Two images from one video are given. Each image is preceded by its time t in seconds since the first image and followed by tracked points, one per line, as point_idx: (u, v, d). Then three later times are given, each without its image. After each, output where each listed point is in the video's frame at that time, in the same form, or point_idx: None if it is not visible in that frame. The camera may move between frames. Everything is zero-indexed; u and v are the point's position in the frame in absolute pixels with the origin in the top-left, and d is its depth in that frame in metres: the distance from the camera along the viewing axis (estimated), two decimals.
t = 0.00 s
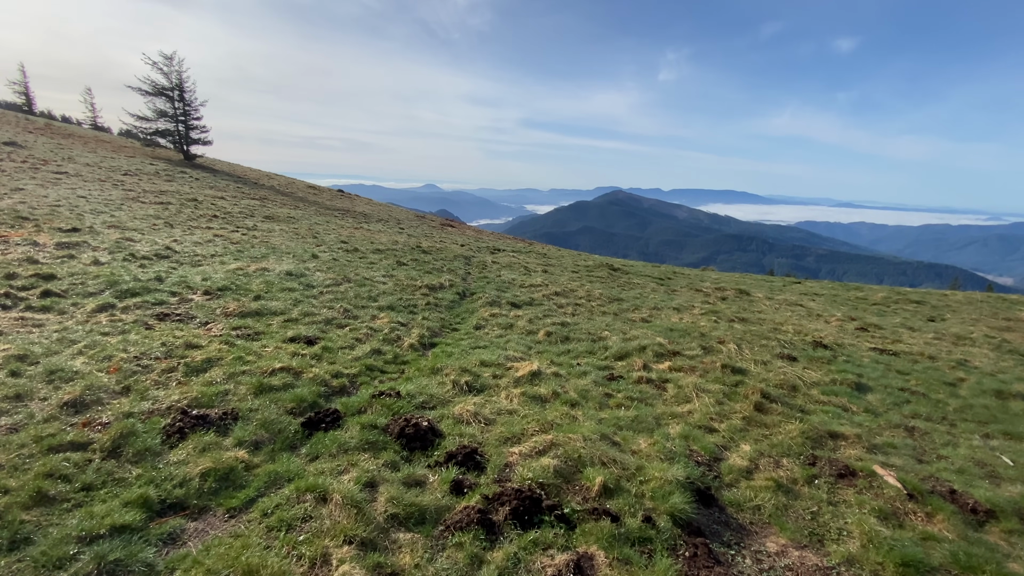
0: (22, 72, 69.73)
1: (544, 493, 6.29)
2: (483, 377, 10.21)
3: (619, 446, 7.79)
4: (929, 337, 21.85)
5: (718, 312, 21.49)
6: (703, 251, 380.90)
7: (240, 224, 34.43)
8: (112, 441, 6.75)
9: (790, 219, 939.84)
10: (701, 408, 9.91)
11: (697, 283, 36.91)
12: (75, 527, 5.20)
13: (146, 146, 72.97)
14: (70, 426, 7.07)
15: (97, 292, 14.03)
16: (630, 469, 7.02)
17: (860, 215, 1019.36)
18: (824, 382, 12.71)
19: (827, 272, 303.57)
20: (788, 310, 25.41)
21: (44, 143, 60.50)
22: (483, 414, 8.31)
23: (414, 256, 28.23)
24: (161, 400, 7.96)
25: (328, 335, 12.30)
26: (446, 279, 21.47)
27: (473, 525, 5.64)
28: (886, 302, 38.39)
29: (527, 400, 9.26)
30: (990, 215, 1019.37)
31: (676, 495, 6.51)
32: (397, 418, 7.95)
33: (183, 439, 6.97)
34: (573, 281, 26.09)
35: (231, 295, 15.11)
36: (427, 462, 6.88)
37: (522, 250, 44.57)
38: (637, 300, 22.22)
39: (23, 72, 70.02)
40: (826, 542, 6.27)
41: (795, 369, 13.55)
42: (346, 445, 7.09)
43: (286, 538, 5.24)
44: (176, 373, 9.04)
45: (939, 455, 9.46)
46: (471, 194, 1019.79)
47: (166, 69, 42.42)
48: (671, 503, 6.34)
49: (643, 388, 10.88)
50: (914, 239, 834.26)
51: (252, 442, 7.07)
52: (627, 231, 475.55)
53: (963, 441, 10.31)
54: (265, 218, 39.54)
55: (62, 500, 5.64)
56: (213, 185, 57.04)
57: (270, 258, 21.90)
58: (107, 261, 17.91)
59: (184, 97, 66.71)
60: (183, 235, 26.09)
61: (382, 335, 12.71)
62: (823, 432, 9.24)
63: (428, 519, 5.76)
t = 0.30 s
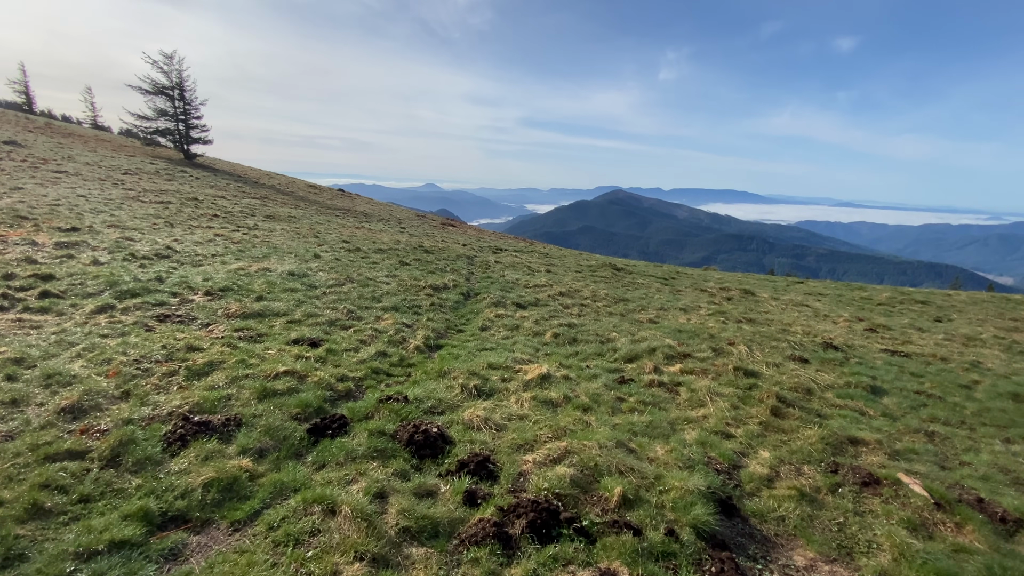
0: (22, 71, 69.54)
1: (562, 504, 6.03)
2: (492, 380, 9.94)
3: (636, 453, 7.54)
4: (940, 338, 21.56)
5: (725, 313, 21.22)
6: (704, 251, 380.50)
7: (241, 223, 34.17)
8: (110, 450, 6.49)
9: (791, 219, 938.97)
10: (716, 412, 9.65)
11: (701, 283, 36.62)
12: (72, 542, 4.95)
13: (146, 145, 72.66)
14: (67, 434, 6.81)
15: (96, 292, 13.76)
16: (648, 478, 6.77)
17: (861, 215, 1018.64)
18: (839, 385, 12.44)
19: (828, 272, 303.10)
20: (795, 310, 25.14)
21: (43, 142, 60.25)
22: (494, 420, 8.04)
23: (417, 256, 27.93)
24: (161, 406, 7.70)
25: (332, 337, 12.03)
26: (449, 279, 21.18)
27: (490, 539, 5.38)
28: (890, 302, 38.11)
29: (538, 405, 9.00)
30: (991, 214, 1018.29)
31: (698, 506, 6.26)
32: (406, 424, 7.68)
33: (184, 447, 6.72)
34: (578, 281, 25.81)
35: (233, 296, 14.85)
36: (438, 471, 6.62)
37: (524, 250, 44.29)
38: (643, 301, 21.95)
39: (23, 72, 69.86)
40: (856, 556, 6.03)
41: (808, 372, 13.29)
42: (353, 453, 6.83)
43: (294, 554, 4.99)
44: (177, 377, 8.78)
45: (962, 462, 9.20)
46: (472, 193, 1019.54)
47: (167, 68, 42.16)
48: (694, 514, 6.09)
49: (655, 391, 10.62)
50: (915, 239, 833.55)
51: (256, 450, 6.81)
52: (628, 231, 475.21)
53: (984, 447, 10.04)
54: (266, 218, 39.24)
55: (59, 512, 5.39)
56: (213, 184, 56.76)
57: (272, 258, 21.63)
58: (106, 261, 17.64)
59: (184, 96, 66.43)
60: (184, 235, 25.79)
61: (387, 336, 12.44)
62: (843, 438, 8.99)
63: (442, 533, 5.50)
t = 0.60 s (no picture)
0: (22, 71, 69.33)
1: (584, 527, 5.68)
2: (503, 389, 9.59)
3: (657, 469, 7.20)
4: (952, 341, 21.19)
5: (734, 315, 20.83)
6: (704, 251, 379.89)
7: (241, 223, 33.81)
8: (106, 468, 6.15)
9: (791, 218, 938.36)
10: (735, 422, 9.30)
11: (706, 284, 36.21)
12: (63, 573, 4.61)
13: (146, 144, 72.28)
14: (61, 450, 6.47)
15: (93, 296, 13.41)
16: (672, 496, 6.43)
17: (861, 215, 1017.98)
18: (857, 393, 12.09)
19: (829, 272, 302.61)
20: (803, 312, 24.78)
21: (43, 142, 59.98)
22: (507, 433, 7.68)
23: (420, 258, 27.54)
24: (160, 419, 7.36)
25: (336, 342, 11.67)
26: (453, 281, 20.81)
27: (508, 567, 5.04)
28: (897, 304, 37.71)
29: (552, 415, 8.65)
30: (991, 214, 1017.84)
31: (728, 527, 5.92)
32: (415, 438, 7.32)
33: (183, 464, 6.38)
34: (582, 283, 25.44)
35: (234, 299, 14.50)
36: (451, 489, 6.28)
37: (527, 251, 43.89)
38: (650, 303, 21.57)
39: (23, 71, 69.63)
40: None
41: (825, 378, 12.93)
42: (361, 469, 6.48)
43: None
44: (175, 386, 8.43)
45: (992, 474, 8.85)
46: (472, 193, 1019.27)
47: (167, 67, 41.78)
48: (723, 536, 5.76)
49: (671, 399, 10.27)
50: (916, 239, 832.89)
51: (259, 467, 6.47)
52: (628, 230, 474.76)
53: (1013, 458, 9.68)
54: (267, 218, 38.87)
55: (50, 538, 5.05)
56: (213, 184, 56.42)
57: (273, 259, 21.28)
58: (104, 263, 17.28)
59: (184, 95, 66.10)
60: (183, 236, 25.42)
61: (392, 342, 12.09)
62: (869, 450, 8.66)
63: (457, 559, 5.16)
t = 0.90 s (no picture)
0: (21, 70, 69.08)
1: (598, 553, 5.30)
2: (508, 398, 9.20)
3: (673, 485, 6.82)
4: (964, 344, 20.77)
5: (742, 318, 20.44)
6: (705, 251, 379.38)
7: (240, 224, 33.44)
8: (88, 487, 5.77)
9: (792, 218, 937.68)
10: (751, 433, 8.92)
11: (709, 286, 35.76)
12: None
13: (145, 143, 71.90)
14: (41, 467, 6.08)
15: (85, 300, 13.05)
16: (692, 517, 6.05)
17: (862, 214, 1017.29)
18: (873, 400, 11.71)
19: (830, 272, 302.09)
20: (810, 314, 24.40)
21: (42, 142, 59.69)
22: (514, 446, 7.29)
23: (421, 258, 27.15)
24: (148, 433, 6.97)
25: (335, 348, 11.28)
26: (455, 283, 20.43)
27: None
28: (902, 305, 37.31)
29: (560, 426, 8.25)
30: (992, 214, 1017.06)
31: (752, 552, 5.54)
32: (417, 452, 6.93)
33: (171, 482, 5.99)
34: (585, 284, 25.03)
35: (231, 302, 14.11)
36: (455, 510, 5.89)
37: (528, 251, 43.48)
38: (656, 305, 21.16)
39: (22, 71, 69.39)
40: None
41: (839, 384, 12.54)
42: (361, 488, 6.10)
43: None
44: (166, 397, 8.04)
45: (1020, 487, 8.47)
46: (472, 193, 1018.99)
47: (166, 66, 41.60)
48: (748, 562, 5.38)
49: (682, 408, 9.88)
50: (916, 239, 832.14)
51: (252, 485, 6.08)
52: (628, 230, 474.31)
53: None
54: (266, 218, 38.50)
55: (24, 567, 4.66)
56: (212, 184, 56.04)
57: (271, 261, 20.89)
58: (98, 265, 16.92)
59: (183, 95, 65.87)
60: (181, 237, 25.05)
61: (393, 347, 11.70)
62: (893, 463, 8.28)
63: None
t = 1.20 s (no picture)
0: (21, 70, 68.88)
1: None
2: (509, 405, 8.71)
3: (687, 503, 6.34)
4: (975, 347, 20.29)
5: (748, 319, 19.96)
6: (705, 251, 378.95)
7: (237, 224, 32.98)
8: (53, 507, 5.29)
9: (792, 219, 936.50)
10: (767, 443, 8.44)
11: (713, 286, 35.27)
12: None
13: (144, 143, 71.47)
14: (4, 484, 5.61)
15: (71, 301, 12.57)
16: (710, 539, 5.58)
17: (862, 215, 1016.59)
18: (891, 407, 11.22)
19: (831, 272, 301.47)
20: (817, 316, 23.93)
21: (40, 141, 59.36)
22: (517, 459, 6.81)
23: (420, 259, 26.68)
24: (124, 446, 6.49)
25: (329, 352, 10.80)
26: (455, 284, 19.95)
27: None
28: (908, 305, 36.83)
29: (565, 436, 7.76)
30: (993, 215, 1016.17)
31: None
32: (412, 466, 6.45)
33: (144, 502, 5.51)
34: (588, 285, 24.53)
35: (222, 304, 13.63)
36: (453, 532, 5.42)
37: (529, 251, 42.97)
38: (659, 307, 20.67)
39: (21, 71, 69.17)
40: None
41: (853, 389, 12.05)
42: (350, 507, 5.61)
43: None
44: (146, 406, 7.55)
45: None
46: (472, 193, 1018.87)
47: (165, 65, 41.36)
48: None
49: (693, 417, 9.41)
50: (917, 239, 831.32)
51: (232, 504, 5.60)
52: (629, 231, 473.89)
53: None
54: (264, 218, 38.04)
55: None
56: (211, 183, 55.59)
57: (266, 261, 20.43)
58: (88, 265, 16.46)
59: (183, 94, 65.56)
60: (176, 237, 24.59)
61: (389, 351, 11.21)
62: (918, 477, 7.80)
63: None
